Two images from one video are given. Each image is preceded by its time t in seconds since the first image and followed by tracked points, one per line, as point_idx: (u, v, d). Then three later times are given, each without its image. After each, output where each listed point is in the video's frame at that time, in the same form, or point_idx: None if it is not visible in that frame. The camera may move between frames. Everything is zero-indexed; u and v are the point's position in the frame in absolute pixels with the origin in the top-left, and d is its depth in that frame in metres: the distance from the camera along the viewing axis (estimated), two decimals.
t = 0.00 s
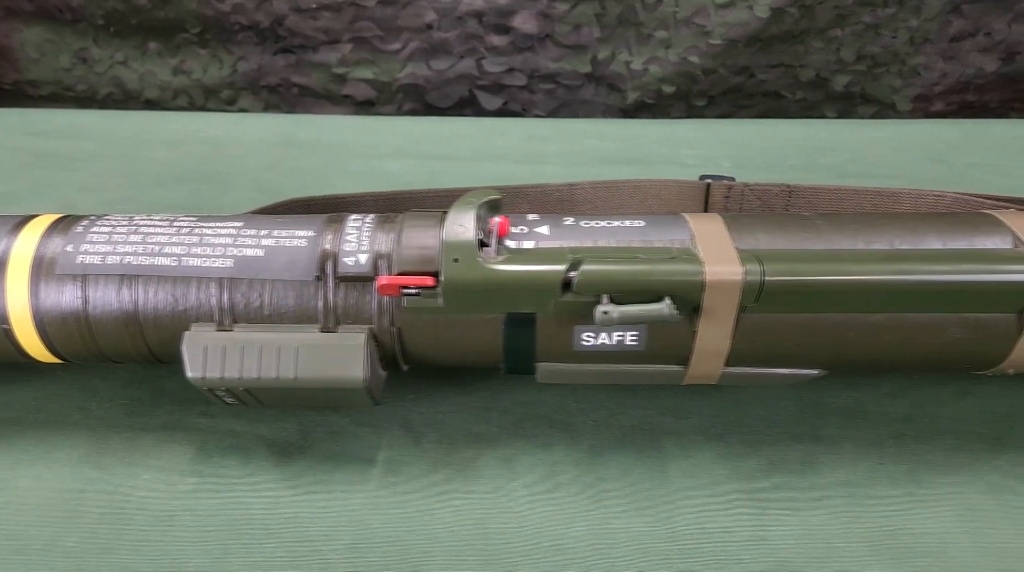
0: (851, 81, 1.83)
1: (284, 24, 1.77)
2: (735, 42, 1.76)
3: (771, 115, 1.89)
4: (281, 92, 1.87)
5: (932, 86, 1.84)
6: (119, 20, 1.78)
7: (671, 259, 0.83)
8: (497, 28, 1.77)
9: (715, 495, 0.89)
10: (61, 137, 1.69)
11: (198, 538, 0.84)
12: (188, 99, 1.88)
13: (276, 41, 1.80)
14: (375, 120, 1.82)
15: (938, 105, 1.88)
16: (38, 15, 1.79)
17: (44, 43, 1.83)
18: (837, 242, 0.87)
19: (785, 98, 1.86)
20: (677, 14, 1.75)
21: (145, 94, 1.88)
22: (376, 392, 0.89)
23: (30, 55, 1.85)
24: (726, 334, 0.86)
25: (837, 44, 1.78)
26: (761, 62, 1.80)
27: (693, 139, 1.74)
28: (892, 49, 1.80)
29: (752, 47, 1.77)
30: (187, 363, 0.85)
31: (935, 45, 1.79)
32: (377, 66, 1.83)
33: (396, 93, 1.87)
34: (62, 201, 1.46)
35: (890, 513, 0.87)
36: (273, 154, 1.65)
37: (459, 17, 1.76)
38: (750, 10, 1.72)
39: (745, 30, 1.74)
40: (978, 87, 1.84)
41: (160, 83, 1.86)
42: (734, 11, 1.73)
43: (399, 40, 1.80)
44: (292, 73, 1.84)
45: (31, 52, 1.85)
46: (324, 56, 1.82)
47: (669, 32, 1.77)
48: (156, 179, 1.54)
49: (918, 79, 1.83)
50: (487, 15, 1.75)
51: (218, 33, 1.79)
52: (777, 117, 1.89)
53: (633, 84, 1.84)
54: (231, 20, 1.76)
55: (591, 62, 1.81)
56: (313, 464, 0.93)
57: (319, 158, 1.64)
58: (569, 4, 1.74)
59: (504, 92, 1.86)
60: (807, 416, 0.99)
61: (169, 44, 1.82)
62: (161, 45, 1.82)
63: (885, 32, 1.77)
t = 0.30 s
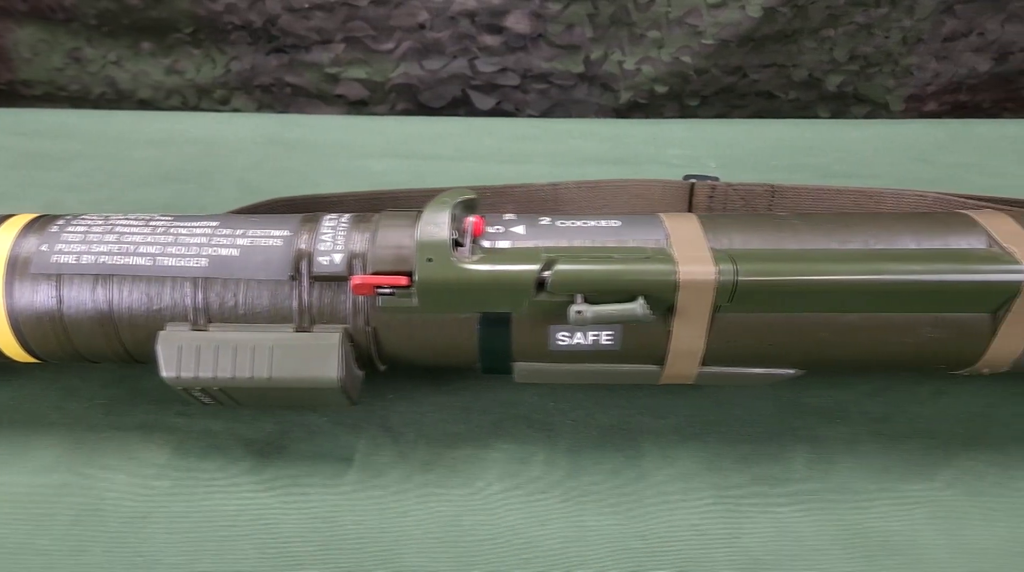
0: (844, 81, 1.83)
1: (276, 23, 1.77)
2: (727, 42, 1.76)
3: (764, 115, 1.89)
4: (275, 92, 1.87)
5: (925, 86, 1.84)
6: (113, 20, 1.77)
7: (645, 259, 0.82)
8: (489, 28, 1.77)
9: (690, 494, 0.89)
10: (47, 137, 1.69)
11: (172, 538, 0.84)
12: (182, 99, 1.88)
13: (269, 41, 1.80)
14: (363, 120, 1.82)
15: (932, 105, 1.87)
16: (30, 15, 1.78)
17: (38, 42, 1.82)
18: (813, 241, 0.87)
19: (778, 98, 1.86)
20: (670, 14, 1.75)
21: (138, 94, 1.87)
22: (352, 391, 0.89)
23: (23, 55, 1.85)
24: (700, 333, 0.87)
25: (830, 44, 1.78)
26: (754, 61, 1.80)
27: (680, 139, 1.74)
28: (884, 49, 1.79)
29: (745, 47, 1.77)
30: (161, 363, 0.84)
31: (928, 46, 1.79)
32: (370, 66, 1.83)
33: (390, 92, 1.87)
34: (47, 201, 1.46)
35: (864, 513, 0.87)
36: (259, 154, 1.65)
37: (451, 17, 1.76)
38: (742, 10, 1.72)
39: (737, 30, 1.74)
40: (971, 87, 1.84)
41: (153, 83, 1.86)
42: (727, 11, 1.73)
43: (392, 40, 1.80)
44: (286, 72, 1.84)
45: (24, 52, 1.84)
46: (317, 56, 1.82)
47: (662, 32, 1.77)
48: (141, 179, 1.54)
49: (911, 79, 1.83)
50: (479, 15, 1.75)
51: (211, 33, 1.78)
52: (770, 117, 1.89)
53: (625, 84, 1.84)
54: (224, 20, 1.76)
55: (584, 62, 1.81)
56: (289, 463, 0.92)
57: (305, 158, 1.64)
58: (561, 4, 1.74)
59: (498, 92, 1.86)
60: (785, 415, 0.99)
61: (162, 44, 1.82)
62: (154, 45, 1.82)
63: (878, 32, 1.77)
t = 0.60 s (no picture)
0: (837, 81, 1.83)
1: (270, 23, 1.77)
2: (720, 42, 1.76)
3: (758, 115, 1.89)
4: (268, 92, 1.87)
5: (918, 86, 1.84)
6: (106, 20, 1.78)
7: (622, 259, 0.82)
8: (482, 28, 1.77)
9: (668, 494, 0.89)
10: (36, 137, 1.69)
11: (148, 538, 0.84)
12: (175, 99, 1.88)
13: (262, 41, 1.80)
14: (353, 120, 1.82)
15: (925, 105, 1.87)
16: (24, 15, 1.79)
17: (31, 42, 1.83)
18: (790, 242, 0.87)
19: (772, 98, 1.86)
20: (662, 14, 1.75)
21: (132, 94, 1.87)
22: (330, 391, 0.89)
23: (16, 55, 1.85)
24: (678, 333, 0.86)
25: (823, 44, 1.78)
26: (747, 62, 1.80)
27: (669, 139, 1.73)
28: (878, 49, 1.79)
29: (738, 47, 1.77)
30: (138, 363, 0.84)
31: (921, 46, 1.79)
32: (364, 65, 1.83)
33: (383, 92, 1.87)
34: (33, 200, 1.46)
35: (841, 513, 0.87)
36: (246, 153, 1.65)
37: (445, 17, 1.76)
38: (735, 9, 1.72)
39: (730, 30, 1.74)
40: (964, 87, 1.84)
41: (146, 83, 1.86)
42: (720, 11, 1.73)
43: (385, 40, 1.80)
44: (279, 73, 1.84)
45: (17, 52, 1.84)
46: (311, 56, 1.82)
47: (655, 32, 1.77)
48: (128, 178, 1.54)
49: (904, 79, 1.83)
50: (472, 15, 1.75)
51: (205, 33, 1.79)
52: (764, 117, 1.89)
53: (619, 84, 1.84)
54: (217, 20, 1.76)
55: (577, 62, 1.81)
56: (268, 463, 0.92)
57: (293, 158, 1.64)
58: (554, 4, 1.74)
59: (491, 92, 1.86)
60: (765, 415, 0.99)
61: (156, 44, 1.82)
62: (148, 45, 1.82)
63: (871, 32, 1.77)
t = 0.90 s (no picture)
0: (833, 81, 1.83)
1: (265, 23, 1.77)
2: (716, 43, 1.76)
3: (754, 115, 1.89)
4: (265, 92, 1.87)
5: (914, 86, 1.84)
6: (102, 19, 1.78)
7: (606, 259, 0.82)
8: (478, 28, 1.77)
9: (654, 494, 0.90)
10: (30, 137, 1.69)
11: (133, 537, 0.84)
12: (171, 99, 1.88)
13: (258, 41, 1.80)
14: (346, 120, 1.82)
15: (921, 104, 1.87)
16: (20, 15, 1.79)
17: (28, 42, 1.83)
18: (776, 242, 0.87)
19: (768, 98, 1.86)
20: (658, 14, 1.75)
21: (128, 94, 1.87)
22: (316, 391, 0.89)
23: (12, 54, 1.85)
24: (662, 333, 0.87)
25: (818, 44, 1.78)
26: (742, 62, 1.80)
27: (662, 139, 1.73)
28: (873, 49, 1.79)
29: (734, 47, 1.77)
30: (123, 363, 0.85)
31: (917, 46, 1.79)
32: (360, 65, 1.83)
33: (379, 92, 1.87)
34: (25, 199, 1.46)
35: (827, 512, 0.87)
36: (238, 153, 1.65)
37: (440, 17, 1.76)
38: (731, 9, 1.72)
39: (725, 30, 1.74)
40: (960, 87, 1.84)
41: (142, 83, 1.86)
42: (715, 11, 1.73)
43: (381, 40, 1.80)
44: (275, 72, 1.84)
45: (13, 51, 1.84)
46: (306, 56, 1.82)
47: (651, 32, 1.77)
48: (120, 178, 1.54)
49: (900, 79, 1.83)
50: (468, 15, 1.75)
51: (200, 33, 1.79)
52: (760, 117, 1.89)
53: (614, 84, 1.84)
54: (213, 20, 1.76)
55: (573, 62, 1.81)
56: (255, 463, 0.93)
57: (285, 158, 1.64)
58: (550, 4, 1.73)
59: (487, 92, 1.86)
60: (752, 415, 0.99)
61: (152, 44, 1.82)
62: (144, 45, 1.82)
63: (867, 32, 1.77)
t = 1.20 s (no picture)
0: (828, 81, 1.83)
1: (260, 23, 1.77)
2: (711, 42, 1.76)
3: (749, 115, 1.90)
4: (260, 91, 1.87)
5: (909, 86, 1.84)
6: (97, 19, 1.78)
7: (588, 258, 0.82)
8: (473, 28, 1.77)
9: (636, 493, 0.90)
10: (22, 136, 1.69)
11: (114, 536, 0.84)
12: (166, 99, 1.88)
13: (253, 41, 1.80)
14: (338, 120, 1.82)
15: (916, 105, 1.87)
16: (14, 15, 1.79)
17: (23, 42, 1.83)
18: (759, 242, 0.87)
19: (763, 98, 1.86)
20: (653, 14, 1.75)
21: (123, 93, 1.87)
22: (300, 391, 0.89)
23: (7, 54, 1.85)
24: (645, 332, 0.87)
25: (813, 44, 1.78)
26: (737, 62, 1.80)
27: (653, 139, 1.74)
28: (868, 49, 1.79)
29: (729, 47, 1.77)
30: (106, 362, 0.85)
31: (912, 46, 1.79)
32: (355, 65, 1.83)
33: (374, 92, 1.87)
34: (15, 199, 1.46)
35: (809, 512, 0.87)
36: (229, 153, 1.65)
37: (435, 17, 1.76)
38: (725, 9, 1.71)
39: (720, 30, 1.74)
40: (955, 87, 1.85)
41: (137, 82, 1.86)
42: (710, 11, 1.73)
43: (376, 40, 1.80)
44: (270, 72, 1.84)
45: (8, 52, 1.84)
46: (302, 56, 1.82)
47: (645, 32, 1.77)
48: (110, 178, 1.54)
49: (895, 79, 1.83)
50: (463, 15, 1.75)
51: (196, 33, 1.79)
52: (755, 117, 1.89)
53: (609, 84, 1.84)
54: (208, 20, 1.76)
55: (568, 62, 1.81)
56: (239, 462, 0.93)
57: (275, 158, 1.64)
58: (545, 4, 1.73)
59: (482, 92, 1.86)
60: (737, 414, 0.99)
61: (147, 44, 1.82)
62: (139, 45, 1.82)
63: (862, 32, 1.77)
